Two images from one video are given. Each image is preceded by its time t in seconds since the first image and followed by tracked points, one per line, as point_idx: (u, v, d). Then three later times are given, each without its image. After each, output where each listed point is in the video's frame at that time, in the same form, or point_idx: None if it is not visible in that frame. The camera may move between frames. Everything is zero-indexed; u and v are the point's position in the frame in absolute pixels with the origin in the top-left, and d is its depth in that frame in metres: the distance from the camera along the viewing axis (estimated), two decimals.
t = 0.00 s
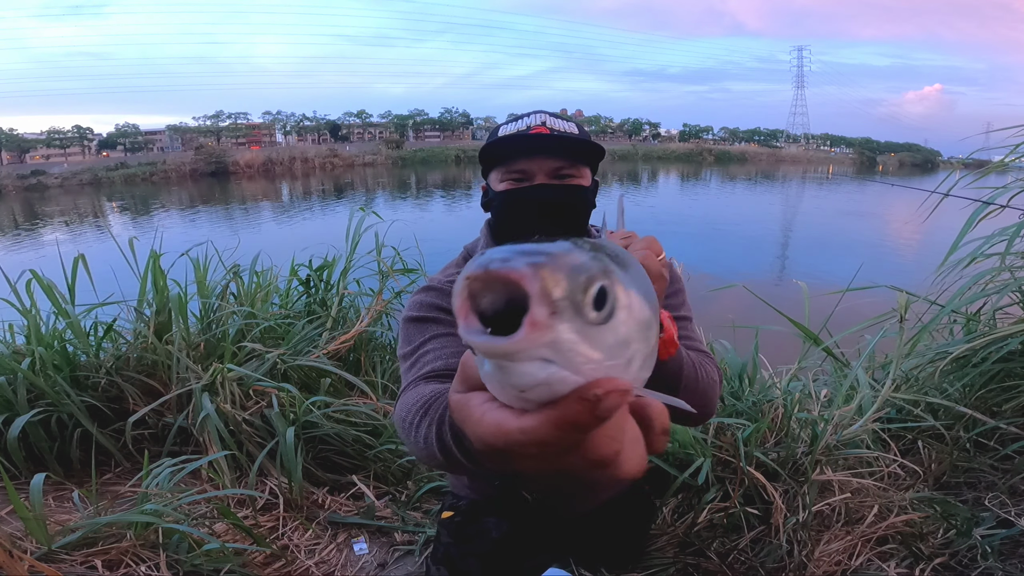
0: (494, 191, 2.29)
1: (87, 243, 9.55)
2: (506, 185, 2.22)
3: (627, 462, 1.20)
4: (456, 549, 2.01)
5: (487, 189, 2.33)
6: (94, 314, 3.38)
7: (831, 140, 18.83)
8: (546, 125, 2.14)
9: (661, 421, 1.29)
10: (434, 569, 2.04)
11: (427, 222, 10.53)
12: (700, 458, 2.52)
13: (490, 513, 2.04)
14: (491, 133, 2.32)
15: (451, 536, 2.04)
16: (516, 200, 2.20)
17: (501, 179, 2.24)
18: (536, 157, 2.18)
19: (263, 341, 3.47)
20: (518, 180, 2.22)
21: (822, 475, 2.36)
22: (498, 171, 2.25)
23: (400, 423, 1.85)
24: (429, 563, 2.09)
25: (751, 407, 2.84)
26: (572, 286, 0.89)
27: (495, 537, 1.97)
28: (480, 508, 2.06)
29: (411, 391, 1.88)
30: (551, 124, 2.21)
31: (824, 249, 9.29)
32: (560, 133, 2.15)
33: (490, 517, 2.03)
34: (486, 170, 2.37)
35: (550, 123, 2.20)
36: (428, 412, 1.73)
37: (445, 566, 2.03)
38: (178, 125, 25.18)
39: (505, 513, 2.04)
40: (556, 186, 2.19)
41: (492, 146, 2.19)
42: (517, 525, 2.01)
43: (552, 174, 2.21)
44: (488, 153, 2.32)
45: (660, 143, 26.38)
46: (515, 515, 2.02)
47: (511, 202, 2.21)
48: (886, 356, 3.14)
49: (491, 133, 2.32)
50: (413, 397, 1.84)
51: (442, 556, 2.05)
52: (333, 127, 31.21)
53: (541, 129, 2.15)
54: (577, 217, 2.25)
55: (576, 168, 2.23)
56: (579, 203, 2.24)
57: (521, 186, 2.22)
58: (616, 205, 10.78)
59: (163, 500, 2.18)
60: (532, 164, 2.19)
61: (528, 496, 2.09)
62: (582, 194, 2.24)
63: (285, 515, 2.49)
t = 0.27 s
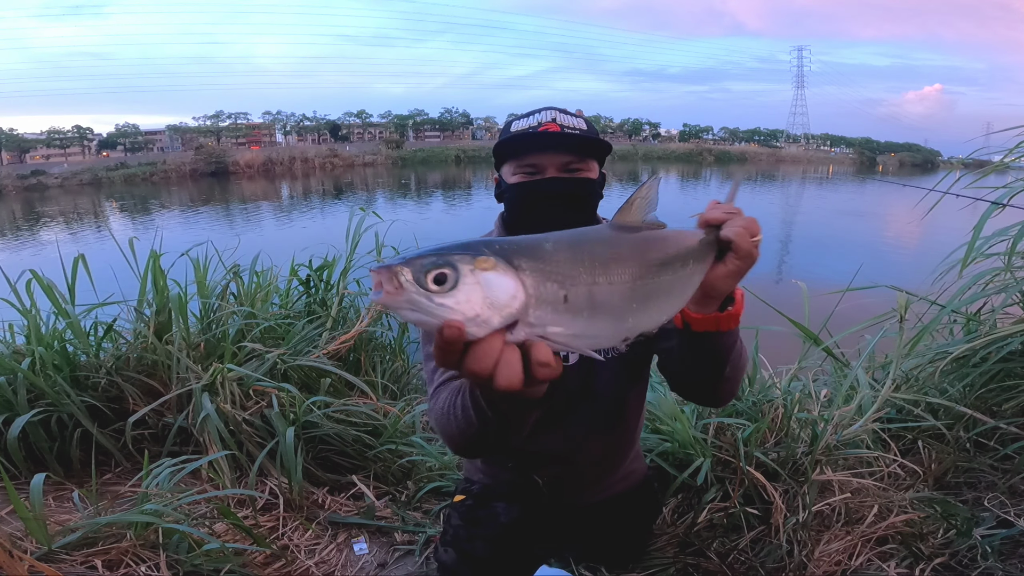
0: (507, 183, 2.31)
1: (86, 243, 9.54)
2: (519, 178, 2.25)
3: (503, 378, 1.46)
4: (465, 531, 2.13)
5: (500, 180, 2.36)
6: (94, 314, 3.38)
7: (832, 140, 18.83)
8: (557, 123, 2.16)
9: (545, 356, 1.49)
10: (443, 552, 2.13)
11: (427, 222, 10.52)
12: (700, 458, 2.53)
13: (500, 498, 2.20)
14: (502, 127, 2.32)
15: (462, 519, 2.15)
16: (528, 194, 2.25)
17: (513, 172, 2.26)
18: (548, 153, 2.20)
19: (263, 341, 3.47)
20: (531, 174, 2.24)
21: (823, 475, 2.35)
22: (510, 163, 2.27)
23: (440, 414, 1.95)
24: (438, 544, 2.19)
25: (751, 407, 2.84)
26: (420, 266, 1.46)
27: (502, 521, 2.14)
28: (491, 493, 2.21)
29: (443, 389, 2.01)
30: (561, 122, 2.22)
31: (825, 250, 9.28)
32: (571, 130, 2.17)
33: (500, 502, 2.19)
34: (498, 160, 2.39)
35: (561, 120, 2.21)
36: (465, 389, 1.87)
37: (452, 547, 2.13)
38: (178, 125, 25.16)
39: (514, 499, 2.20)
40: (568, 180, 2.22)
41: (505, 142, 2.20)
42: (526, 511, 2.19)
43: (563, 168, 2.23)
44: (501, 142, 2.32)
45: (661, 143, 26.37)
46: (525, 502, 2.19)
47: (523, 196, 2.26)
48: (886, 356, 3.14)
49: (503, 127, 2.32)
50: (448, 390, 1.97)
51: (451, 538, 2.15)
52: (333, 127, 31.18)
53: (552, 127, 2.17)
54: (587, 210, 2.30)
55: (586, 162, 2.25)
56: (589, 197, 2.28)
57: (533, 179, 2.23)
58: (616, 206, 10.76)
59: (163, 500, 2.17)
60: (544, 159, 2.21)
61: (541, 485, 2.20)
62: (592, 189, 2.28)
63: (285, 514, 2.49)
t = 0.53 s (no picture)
0: (554, 174, 2.12)
1: (86, 243, 9.55)
2: (571, 168, 2.12)
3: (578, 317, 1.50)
4: (472, 523, 2.15)
5: (539, 172, 2.13)
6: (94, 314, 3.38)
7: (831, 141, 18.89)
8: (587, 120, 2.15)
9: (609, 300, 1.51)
10: (448, 543, 2.17)
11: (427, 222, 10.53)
12: (700, 458, 2.52)
13: (508, 492, 2.18)
14: (529, 121, 2.16)
15: (470, 511, 2.18)
16: (584, 183, 2.13)
17: (564, 163, 2.12)
18: (599, 144, 2.15)
19: (263, 341, 3.47)
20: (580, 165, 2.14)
21: (823, 475, 2.35)
22: (559, 154, 2.11)
23: (515, 393, 1.72)
24: (444, 535, 2.23)
25: (751, 407, 2.84)
26: (523, 232, 1.61)
27: (509, 517, 2.15)
28: (500, 486, 2.20)
29: (502, 375, 1.80)
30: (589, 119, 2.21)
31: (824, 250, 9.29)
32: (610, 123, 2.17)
33: (508, 496, 2.18)
34: (527, 152, 2.13)
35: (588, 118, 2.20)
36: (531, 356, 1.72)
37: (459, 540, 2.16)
38: (178, 125, 25.17)
39: (522, 494, 2.17)
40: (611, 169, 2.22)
41: (562, 132, 2.08)
42: (533, 506, 2.17)
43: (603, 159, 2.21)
44: (535, 133, 2.13)
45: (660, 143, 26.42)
46: (532, 498, 2.16)
47: (581, 185, 2.13)
48: (886, 356, 3.14)
49: (530, 120, 2.16)
50: (514, 370, 1.78)
51: (458, 529, 2.19)
52: (333, 127, 31.19)
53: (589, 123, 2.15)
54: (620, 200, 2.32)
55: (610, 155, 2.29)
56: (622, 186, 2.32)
57: (586, 170, 2.14)
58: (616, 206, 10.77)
59: (163, 500, 2.17)
60: (595, 149, 2.15)
61: (553, 471, 2.12)
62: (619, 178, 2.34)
63: (285, 515, 2.49)
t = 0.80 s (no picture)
0: (563, 173, 2.12)
1: (86, 243, 9.55)
2: (580, 168, 2.13)
3: (723, 244, 1.48)
4: (483, 528, 2.17)
5: (548, 171, 2.13)
6: (94, 313, 3.38)
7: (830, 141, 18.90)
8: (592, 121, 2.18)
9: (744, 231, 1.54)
10: (459, 547, 2.19)
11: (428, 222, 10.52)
12: (699, 458, 2.51)
13: (519, 495, 2.19)
14: (537, 120, 2.16)
15: (480, 515, 2.19)
16: (593, 182, 2.13)
17: (572, 163, 2.13)
18: (605, 144, 2.16)
19: (263, 341, 3.47)
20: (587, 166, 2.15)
21: (822, 475, 2.35)
22: (567, 154, 2.11)
23: (608, 351, 1.62)
24: (454, 539, 2.24)
25: (751, 407, 2.84)
26: (669, 165, 1.55)
27: (520, 520, 2.16)
28: (509, 489, 2.20)
29: (577, 343, 1.71)
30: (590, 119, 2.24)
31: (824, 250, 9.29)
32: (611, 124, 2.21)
33: (519, 499, 2.18)
34: (536, 152, 2.13)
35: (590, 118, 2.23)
36: (609, 318, 1.68)
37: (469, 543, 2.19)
38: (178, 125, 25.17)
39: (533, 496, 2.17)
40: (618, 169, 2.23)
41: (571, 132, 2.08)
42: (543, 508, 2.18)
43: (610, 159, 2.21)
44: (543, 133, 2.13)
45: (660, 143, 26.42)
46: (543, 499, 2.17)
47: (590, 184, 2.13)
48: (886, 356, 3.14)
49: (539, 120, 2.16)
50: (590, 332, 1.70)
51: (468, 533, 2.21)
52: (333, 127, 31.20)
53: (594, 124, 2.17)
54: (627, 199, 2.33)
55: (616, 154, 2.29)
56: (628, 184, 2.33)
57: (594, 169, 2.14)
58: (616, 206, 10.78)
59: (163, 500, 2.17)
60: (602, 149, 2.16)
61: (572, 464, 2.12)
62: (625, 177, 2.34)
63: (285, 515, 2.50)
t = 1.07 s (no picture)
0: (559, 173, 2.13)
1: (86, 243, 9.56)
2: (575, 169, 2.14)
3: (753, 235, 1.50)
4: (491, 528, 2.15)
5: (544, 171, 2.15)
6: (94, 314, 3.38)
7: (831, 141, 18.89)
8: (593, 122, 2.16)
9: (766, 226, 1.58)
10: (467, 547, 2.15)
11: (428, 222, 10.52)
12: (699, 458, 2.50)
13: (528, 495, 2.19)
14: (535, 120, 2.16)
15: (488, 515, 2.18)
16: (589, 183, 2.14)
17: (568, 164, 2.13)
18: (602, 146, 2.15)
19: (263, 341, 3.47)
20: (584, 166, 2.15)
21: (822, 475, 2.36)
22: (563, 155, 2.12)
23: (625, 338, 1.61)
24: (460, 539, 2.22)
25: (751, 407, 2.84)
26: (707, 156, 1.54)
27: (529, 520, 2.15)
28: (517, 489, 2.19)
29: (592, 332, 1.70)
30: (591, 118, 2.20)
31: (825, 250, 9.29)
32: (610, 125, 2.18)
33: (528, 499, 2.18)
34: (532, 152, 2.14)
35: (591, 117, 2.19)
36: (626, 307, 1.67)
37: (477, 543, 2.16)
38: (178, 125, 25.17)
39: (542, 496, 2.18)
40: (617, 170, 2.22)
41: (566, 133, 2.08)
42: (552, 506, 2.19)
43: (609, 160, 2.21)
44: (541, 134, 2.13)
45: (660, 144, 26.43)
46: (552, 496, 2.18)
47: (585, 185, 2.14)
48: (886, 356, 3.14)
49: (537, 120, 2.16)
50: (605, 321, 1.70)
51: (475, 533, 2.18)
52: (333, 128, 31.21)
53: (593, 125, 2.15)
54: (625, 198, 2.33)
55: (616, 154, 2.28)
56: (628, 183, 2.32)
57: (590, 170, 2.15)
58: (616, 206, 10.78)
59: (163, 500, 2.17)
60: (599, 150, 2.15)
61: (584, 455, 2.14)
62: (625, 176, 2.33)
63: (285, 515, 2.50)
